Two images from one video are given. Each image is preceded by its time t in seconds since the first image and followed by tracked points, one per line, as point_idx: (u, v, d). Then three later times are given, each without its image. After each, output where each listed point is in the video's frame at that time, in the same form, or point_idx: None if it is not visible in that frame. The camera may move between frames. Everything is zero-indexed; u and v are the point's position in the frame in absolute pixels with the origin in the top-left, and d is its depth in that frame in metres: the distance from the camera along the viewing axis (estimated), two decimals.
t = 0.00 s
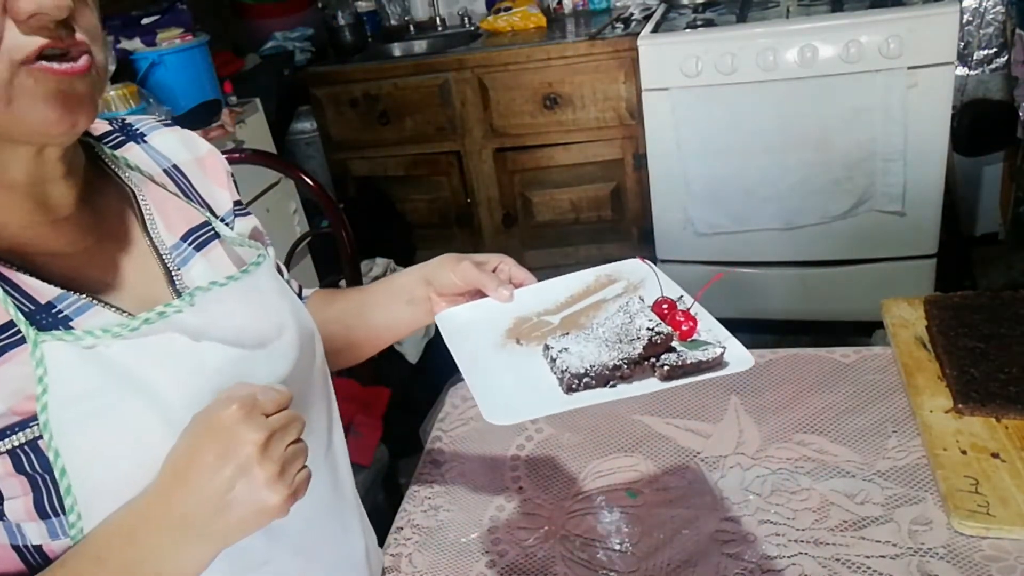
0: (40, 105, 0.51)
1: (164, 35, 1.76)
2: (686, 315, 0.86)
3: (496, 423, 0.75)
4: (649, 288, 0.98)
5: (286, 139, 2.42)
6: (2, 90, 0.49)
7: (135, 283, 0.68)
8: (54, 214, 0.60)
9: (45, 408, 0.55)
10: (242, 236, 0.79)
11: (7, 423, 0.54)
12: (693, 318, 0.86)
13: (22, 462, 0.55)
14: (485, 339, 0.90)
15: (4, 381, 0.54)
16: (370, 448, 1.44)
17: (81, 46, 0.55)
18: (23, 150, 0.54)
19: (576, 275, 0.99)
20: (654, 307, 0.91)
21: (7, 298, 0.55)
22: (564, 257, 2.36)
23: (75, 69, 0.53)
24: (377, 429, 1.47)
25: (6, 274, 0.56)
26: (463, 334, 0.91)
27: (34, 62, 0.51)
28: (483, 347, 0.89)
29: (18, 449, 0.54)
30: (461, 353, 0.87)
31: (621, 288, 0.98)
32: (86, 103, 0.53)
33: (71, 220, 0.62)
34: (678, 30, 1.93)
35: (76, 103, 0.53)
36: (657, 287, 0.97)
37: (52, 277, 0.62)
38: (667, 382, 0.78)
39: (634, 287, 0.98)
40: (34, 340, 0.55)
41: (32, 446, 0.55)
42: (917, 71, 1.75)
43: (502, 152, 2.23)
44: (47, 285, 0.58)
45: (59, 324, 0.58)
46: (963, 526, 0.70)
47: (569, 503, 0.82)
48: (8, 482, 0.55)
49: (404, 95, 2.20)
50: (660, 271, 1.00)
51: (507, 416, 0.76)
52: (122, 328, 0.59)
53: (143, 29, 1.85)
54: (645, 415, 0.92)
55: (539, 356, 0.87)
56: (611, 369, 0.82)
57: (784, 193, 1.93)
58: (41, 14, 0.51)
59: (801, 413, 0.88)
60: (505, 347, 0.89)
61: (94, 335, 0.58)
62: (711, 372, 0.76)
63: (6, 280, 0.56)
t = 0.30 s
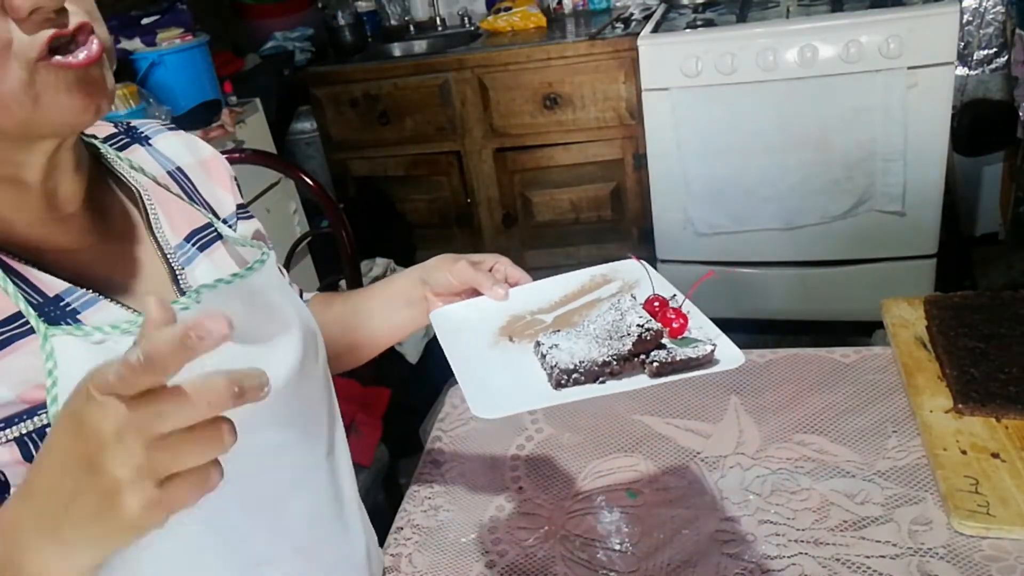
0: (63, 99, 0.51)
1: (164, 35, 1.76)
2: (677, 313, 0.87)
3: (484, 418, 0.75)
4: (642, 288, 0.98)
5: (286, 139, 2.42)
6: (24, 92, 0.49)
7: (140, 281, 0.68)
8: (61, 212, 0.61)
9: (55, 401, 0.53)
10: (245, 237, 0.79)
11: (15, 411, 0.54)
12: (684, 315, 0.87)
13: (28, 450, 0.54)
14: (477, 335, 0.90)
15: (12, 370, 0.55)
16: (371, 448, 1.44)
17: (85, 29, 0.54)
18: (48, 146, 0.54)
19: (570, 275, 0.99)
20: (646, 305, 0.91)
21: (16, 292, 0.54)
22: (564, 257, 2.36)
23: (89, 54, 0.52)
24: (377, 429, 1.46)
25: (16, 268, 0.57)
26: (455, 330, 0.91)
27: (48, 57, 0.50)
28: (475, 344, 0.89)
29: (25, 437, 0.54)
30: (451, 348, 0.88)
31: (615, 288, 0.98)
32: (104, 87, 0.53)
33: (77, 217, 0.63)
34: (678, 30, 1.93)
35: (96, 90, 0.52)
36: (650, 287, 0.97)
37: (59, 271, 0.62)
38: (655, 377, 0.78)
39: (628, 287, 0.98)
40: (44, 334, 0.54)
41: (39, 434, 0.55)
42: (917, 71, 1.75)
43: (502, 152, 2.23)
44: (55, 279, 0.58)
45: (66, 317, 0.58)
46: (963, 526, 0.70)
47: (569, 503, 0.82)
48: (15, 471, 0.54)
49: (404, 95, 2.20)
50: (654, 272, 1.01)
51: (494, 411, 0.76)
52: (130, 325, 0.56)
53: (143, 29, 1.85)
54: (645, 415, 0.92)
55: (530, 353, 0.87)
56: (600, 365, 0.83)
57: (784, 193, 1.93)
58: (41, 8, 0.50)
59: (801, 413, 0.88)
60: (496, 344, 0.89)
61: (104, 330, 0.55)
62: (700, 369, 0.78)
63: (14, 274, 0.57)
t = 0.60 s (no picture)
0: (63, 104, 0.51)
1: (164, 35, 1.76)
2: (682, 303, 0.87)
3: (491, 410, 0.75)
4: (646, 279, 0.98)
5: (286, 139, 2.42)
6: (23, 98, 0.49)
7: (151, 281, 0.68)
8: (72, 213, 0.60)
9: (70, 401, 0.54)
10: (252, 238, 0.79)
11: (30, 412, 0.53)
12: (689, 305, 0.87)
13: (43, 452, 0.53)
14: (481, 329, 0.91)
15: (26, 370, 0.53)
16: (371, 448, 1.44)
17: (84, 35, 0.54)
18: (51, 149, 0.54)
19: (575, 269, 1.00)
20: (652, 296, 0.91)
21: (29, 293, 0.54)
22: (564, 257, 2.36)
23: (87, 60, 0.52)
24: (377, 429, 1.46)
25: (27, 269, 0.56)
26: (460, 324, 0.91)
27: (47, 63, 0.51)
28: (480, 337, 0.89)
29: (40, 439, 0.53)
30: (457, 341, 0.88)
31: (619, 280, 0.99)
32: (106, 92, 0.53)
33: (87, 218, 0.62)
34: (678, 30, 1.93)
35: (96, 95, 0.52)
36: (654, 278, 0.97)
37: (69, 272, 0.62)
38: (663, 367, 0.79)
39: (632, 278, 0.99)
40: (58, 335, 0.55)
41: (54, 436, 0.53)
42: (917, 71, 1.75)
43: (502, 152, 2.23)
44: (67, 280, 0.58)
45: (79, 319, 0.58)
46: (963, 526, 0.70)
47: (569, 503, 0.82)
48: (29, 472, 0.53)
49: (404, 95, 2.20)
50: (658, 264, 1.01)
51: (500, 402, 0.76)
52: (143, 326, 0.59)
53: (143, 29, 1.85)
54: (645, 415, 0.92)
55: (535, 345, 0.88)
56: (607, 356, 0.82)
57: (785, 193, 1.93)
58: (44, 12, 0.50)
59: (801, 413, 0.88)
60: (501, 337, 0.90)
61: (117, 332, 0.58)
62: (707, 359, 0.78)
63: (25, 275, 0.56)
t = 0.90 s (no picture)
0: (84, 113, 0.50)
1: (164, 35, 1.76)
2: (692, 312, 0.87)
3: (502, 414, 0.75)
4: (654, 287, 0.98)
5: (286, 139, 2.42)
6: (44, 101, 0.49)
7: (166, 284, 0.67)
8: (89, 214, 0.60)
9: (85, 403, 0.54)
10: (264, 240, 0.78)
11: (49, 414, 0.53)
12: (699, 314, 0.87)
13: (61, 454, 0.53)
14: (489, 333, 0.91)
15: (43, 373, 0.53)
16: (372, 448, 1.44)
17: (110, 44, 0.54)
18: (68, 155, 0.54)
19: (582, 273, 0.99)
20: (663, 302, 0.91)
21: (47, 294, 0.54)
22: (563, 257, 2.36)
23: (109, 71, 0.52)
24: (377, 429, 1.47)
25: (46, 269, 0.56)
26: (468, 328, 0.91)
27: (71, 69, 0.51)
28: (487, 341, 0.89)
29: (56, 442, 0.53)
30: (464, 345, 0.88)
31: (626, 287, 0.98)
32: (127, 104, 0.53)
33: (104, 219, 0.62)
34: (678, 30, 1.93)
35: (118, 107, 0.52)
36: (662, 284, 0.97)
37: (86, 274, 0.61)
38: (671, 375, 0.79)
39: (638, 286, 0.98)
40: (74, 337, 0.54)
41: (71, 438, 0.53)
42: (917, 70, 1.75)
43: (502, 152, 2.23)
44: (84, 282, 0.58)
45: (96, 321, 0.58)
46: (963, 526, 0.70)
47: (569, 503, 0.82)
48: (45, 475, 0.53)
49: (405, 95, 2.20)
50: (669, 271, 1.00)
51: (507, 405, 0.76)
52: (159, 328, 0.59)
53: (143, 29, 1.85)
54: (645, 415, 0.92)
55: (543, 350, 0.88)
56: (616, 363, 0.84)
57: (785, 193, 1.93)
58: (77, 14, 0.50)
59: (801, 413, 0.88)
60: (508, 341, 0.90)
61: (133, 334, 0.57)
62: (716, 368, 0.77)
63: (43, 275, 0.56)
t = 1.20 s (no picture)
0: (135, 124, 0.53)
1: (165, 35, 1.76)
2: (697, 310, 0.86)
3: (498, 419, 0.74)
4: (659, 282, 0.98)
5: (286, 139, 2.42)
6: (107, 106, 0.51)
7: (167, 285, 0.67)
8: (88, 215, 0.60)
9: (83, 408, 0.54)
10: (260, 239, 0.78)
11: (48, 420, 0.53)
12: (704, 313, 0.86)
13: (60, 460, 0.53)
14: (489, 331, 0.90)
15: (41, 379, 0.53)
16: (371, 448, 1.44)
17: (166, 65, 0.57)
18: (82, 159, 0.54)
19: (586, 267, 0.99)
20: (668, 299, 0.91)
21: (44, 298, 0.54)
22: (563, 257, 2.36)
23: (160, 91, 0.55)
24: (377, 429, 1.47)
25: (44, 273, 0.56)
26: (467, 326, 0.90)
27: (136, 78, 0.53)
28: (487, 339, 0.88)
29: (56, 448, 0.53)
30: (463, 344, 0.87)
31: (630, 281, 0.99)
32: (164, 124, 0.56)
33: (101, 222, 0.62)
34: (678, 30, 1.93)
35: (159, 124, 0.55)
36: (668, 279, 0.97)
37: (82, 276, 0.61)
38: (672, 378, 0.79)
39: (643, 282, 0.99)
40: (73, 341, 0.54)
41: (70, 444, 0.54)
42: (917, 70, 1.75)
43: (502, 152, 2.23)
44: (81, 285, 0.58)
45: (95, 324, 0.57)
46: (963, 526, 0.70)
47: (569, 503, 0.82)
48: (45, 480, 0.53)
49: (405, 95, 2.20)
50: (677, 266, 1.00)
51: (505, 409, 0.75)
52: (157, 330, 0.59)
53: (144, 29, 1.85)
54: (645, 415, 0.92)
55: (544, 348, 0.87)
56: (617, 363, 0.83)
57: (785, 193, 1.93)
58: (149, 33, 0.53)
59: (801, 413, 0.88)
60: (508, 339, 0.89)
61: (130, 337, 0.58)
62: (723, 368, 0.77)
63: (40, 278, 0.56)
